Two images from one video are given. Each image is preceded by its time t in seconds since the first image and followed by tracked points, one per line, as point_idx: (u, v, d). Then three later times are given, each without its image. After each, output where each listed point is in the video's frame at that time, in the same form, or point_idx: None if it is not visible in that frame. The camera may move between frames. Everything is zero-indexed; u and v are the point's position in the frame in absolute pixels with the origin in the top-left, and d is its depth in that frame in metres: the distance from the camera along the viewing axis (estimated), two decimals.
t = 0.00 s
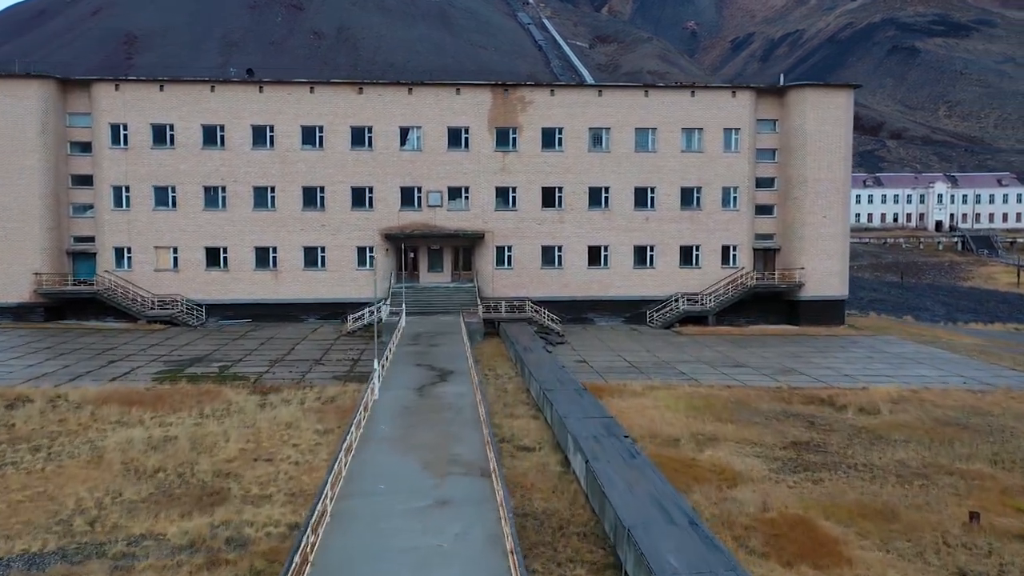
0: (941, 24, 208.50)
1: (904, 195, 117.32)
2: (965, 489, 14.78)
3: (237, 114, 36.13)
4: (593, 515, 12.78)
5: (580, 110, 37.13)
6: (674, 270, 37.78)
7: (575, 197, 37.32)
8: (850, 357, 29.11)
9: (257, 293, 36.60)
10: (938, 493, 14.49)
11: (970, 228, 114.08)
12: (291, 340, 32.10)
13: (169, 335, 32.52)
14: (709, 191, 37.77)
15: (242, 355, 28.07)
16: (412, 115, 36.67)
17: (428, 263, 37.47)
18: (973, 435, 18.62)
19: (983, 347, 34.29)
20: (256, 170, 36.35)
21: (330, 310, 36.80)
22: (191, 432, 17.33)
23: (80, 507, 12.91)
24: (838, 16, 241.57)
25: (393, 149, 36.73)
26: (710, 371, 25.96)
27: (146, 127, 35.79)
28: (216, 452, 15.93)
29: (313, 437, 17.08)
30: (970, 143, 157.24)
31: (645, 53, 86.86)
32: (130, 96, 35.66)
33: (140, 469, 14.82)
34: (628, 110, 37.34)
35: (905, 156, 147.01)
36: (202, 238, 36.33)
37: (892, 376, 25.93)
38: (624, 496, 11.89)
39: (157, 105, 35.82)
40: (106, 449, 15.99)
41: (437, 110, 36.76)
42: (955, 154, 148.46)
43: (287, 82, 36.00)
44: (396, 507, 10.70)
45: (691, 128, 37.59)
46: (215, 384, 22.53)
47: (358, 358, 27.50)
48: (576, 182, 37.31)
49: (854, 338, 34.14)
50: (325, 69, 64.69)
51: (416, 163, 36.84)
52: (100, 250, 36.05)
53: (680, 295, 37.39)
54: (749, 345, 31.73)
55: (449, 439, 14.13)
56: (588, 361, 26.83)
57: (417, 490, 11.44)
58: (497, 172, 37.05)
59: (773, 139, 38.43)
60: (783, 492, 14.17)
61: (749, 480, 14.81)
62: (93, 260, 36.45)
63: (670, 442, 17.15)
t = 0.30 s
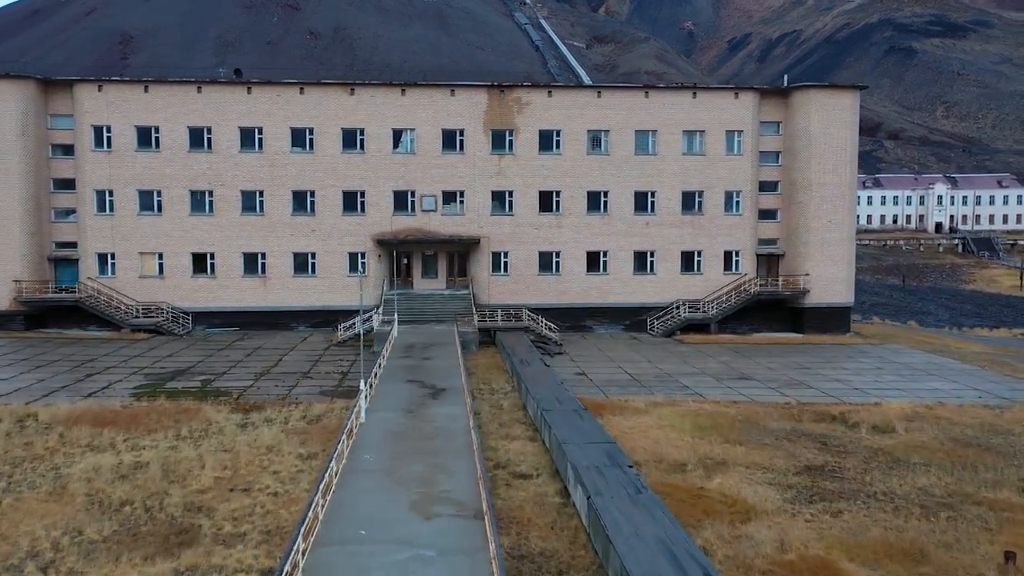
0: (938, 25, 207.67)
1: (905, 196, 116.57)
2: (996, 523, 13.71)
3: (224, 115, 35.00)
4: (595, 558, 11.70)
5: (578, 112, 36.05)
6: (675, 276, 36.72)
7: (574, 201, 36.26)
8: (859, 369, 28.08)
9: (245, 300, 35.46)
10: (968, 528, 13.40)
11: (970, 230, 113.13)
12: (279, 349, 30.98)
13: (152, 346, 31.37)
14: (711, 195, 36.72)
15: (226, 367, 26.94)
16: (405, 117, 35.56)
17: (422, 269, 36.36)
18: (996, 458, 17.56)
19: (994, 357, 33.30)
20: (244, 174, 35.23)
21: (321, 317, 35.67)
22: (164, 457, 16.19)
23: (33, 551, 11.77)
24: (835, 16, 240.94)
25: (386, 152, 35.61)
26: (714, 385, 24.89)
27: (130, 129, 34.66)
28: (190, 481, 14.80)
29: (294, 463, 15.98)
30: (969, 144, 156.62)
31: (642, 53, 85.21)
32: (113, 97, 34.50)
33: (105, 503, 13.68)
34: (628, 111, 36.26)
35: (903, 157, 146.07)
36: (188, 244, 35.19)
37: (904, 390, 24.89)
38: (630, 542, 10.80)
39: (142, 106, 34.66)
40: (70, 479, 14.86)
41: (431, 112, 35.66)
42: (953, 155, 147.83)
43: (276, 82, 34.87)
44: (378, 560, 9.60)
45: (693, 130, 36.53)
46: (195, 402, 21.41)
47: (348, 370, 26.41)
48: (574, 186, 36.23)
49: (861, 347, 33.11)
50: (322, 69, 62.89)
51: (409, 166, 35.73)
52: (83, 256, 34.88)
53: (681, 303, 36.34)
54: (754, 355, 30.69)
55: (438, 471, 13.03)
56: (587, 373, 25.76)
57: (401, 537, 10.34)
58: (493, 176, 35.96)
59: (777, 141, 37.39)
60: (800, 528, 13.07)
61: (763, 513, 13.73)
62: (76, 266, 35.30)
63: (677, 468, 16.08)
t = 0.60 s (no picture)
0: (933, 25, 207.05)
1: (903, 198, 115.98)
2: None
3: (210, 118, 33.90)
4: None
5: (576, 114, 35.03)
6: (676, 283, 35.71)
7: (571, 206, 35.24)
8: (867, 381, 27.10)
9: (233, 308, 34.38)
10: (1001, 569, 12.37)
11: (969, 232, 112.01)
12: (266, 360, 29.91)
13: (135, 357, 30.26)
14: (712, 200, 35.73)
15: (209, 381, 25.87)
16: (398, 119, 34.50)
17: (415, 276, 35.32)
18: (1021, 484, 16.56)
19: (1004, 367, 32.37)
20: (231, 178, 34.14)
21: (310, 326, 34.60)
22: (134, 487, 15.12)
23: None
24: (831, 16, 240.44)
25: (377, 155, 34.54)
26: (718, 400, 23.88)
27: (113, 132, 33.55)
28: (159, 516, 13.74)
29: (273, 493, 14.93)
30: (966, 145, 156.16)
31: (638, 53, 83.48)
32: (96, 98, 33.35)
33: (64, 543, 12.59)
34: (627, 113, 35.23)
35: (900, 158, 145.34)
36: (173, 251, 34.08)
37: (916, 404, 23.93)
38: None
39: (125, 108, 33.53)
40: (30, 514, 13.76)
41: (424, 114, 34.59)
42: (950, 155, 147.29)
43: (263, 83, 33.77)
44: None
45: (694, 133, 35.53)
46: (173, 421, 20.33)
47: (336, 384, 25.37)
48: (571, 190, 35.21)
49: (867, 357, 32.15)
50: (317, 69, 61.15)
51: (402, 170, 34.67)
52: (64, 263, 33.75)
53: (682, 311, 35.35)
54: (757, 366, 29.70)
55: (425, 510, 11.99)
56: (586, 388, 24.73)
57: None
58: (488, 180, 34.91)
59: (779, 145, 36.44)
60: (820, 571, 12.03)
61: (778, 553, 12.68)
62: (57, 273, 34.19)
63: (683, 499, 15.08)
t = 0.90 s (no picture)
0: (928, 26, 206.59)
1: (901, 199, 115.24)
2: None
3: (194, 120, 32.75)
4: None
5: (573, 116, 33.97)
6: (676, 291, 34.68)
7: (568, 212, 34.17)
8: (876, 395, 26.12)
9: (218, 317, 33.24)
10: None
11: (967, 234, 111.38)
12: (252, 373, 28.78)
13: (114, 369, 29.09)
14: (713, 205, 34.71)
15: (190, 397, 24.74)
16: (389, 122, 33.39)
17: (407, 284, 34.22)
18: None
19: (1014, 377, 31.42)
20: (216, 183, 33.00)
21: (298, 336, 33.47)
22: (97, 524, 13.98)
23: None
24: (825, 16, 240.04)
25: (368, 160, 33.43)
26: (722, 418, 22.83)
27: (93, 135, 32.38)
28: (123, 559, 12.63)
29: (248, 530, 13.81)
30: (962, 146, 155.70)
31: (634, 53, 82.13)
32: (75, 100, 32.16)
33: None
34: (625, 116, 34.18)
35: (897, 159, 144.58)
36: (156, 258, 32.91)
37: (928, 422, 22.94)
38: None
39: (106, 110, 32.36)
40: None
41: (416, 116, 33.50)
42: (946, 156, 146.74)
43: (250, 85, 32.61)
44: None
45: (694, 137, 34.50)
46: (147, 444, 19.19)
47: (323, 400, 24.26)
48: (568, 196, 34.14)
49: (874, 368, 31.16)
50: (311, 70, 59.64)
51: (393, 175, 33.56)
52: (43, 271, 32.55)
53: (682, 320, 34.33)
54: (761, 378, 28.68)
55: (409, 559, 10.91)
56: (584, 405, 23.68)
57: None
58: (482, 185, 33.83)
59: (782, 148, 35.44)
60: None
61: None
62: (36, 282, 33.02)
63: (690, 535, 14.01)
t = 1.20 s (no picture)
0: (924, 26, 206.08)
1: (899, 201, 114.43)
2: None
3: (179, 123, 31.66)
4: None
5: (570, 119, 32.96)
6: (676, 299, 33.70)
7: (564, 218, 33.16)
8: (885, 410, 25.17)
9: (203, 327, 32.15)
10: None
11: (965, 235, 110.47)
12: (237, 387, 27.72)
13: (94, 382, 28.01)
14: (715, 211, 33.74)
15: (171, 413, 23.67)
16: (380, 126, 32.35)
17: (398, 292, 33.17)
18: None
19: None
20: (201, 188, 31.92)
21: (287, 346, 32.41)
22: (59, 564, 12.94)
23: None
24: (820, 17, 239.61)
25: (358, 164, 32.37)
26: (727, 436, 21.83)
27: (74, 139, 31.27)
28: None
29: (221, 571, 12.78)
30: (959, 147, 155.14)
31: (629, 54, 80.92)
32: (54, 102, 31.04)
33: None
34: (624, 119, 33.18)
35: (894, 160, 143.84)
36: (139, 265, 31.82)
37: (942, 440, 21.99)
38: None
39: (86, 113, 31.25)
40: None
41: (408, 119, 32.45)
42: (942, 157, 146.13)
43: (236, 86, 31.54)
44: None
45: (694, 140, 33.52)
46: (120, 468, 18.14)
47: (309, 417, 23.22)
48: (565, 201, 33.14)
49: (880, 379, 30.20)
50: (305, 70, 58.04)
51: (384, 180, 32.51)
52: (21, 279, 31.41)
53: (682, 330, 33.35)
54: (765, 391, 27.70)
55: None
56: (583, 422, 22.68)
57: None
58: (476, 190, 32.80)
59: (785, 152, 34.49)
60: None
61: None
62: (15, 290, 31.90)
63: None
